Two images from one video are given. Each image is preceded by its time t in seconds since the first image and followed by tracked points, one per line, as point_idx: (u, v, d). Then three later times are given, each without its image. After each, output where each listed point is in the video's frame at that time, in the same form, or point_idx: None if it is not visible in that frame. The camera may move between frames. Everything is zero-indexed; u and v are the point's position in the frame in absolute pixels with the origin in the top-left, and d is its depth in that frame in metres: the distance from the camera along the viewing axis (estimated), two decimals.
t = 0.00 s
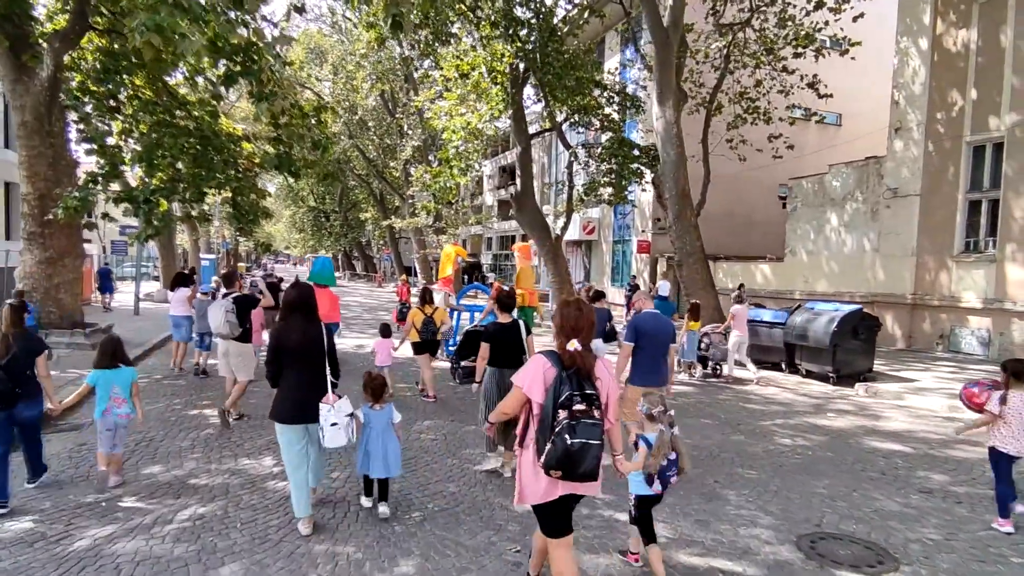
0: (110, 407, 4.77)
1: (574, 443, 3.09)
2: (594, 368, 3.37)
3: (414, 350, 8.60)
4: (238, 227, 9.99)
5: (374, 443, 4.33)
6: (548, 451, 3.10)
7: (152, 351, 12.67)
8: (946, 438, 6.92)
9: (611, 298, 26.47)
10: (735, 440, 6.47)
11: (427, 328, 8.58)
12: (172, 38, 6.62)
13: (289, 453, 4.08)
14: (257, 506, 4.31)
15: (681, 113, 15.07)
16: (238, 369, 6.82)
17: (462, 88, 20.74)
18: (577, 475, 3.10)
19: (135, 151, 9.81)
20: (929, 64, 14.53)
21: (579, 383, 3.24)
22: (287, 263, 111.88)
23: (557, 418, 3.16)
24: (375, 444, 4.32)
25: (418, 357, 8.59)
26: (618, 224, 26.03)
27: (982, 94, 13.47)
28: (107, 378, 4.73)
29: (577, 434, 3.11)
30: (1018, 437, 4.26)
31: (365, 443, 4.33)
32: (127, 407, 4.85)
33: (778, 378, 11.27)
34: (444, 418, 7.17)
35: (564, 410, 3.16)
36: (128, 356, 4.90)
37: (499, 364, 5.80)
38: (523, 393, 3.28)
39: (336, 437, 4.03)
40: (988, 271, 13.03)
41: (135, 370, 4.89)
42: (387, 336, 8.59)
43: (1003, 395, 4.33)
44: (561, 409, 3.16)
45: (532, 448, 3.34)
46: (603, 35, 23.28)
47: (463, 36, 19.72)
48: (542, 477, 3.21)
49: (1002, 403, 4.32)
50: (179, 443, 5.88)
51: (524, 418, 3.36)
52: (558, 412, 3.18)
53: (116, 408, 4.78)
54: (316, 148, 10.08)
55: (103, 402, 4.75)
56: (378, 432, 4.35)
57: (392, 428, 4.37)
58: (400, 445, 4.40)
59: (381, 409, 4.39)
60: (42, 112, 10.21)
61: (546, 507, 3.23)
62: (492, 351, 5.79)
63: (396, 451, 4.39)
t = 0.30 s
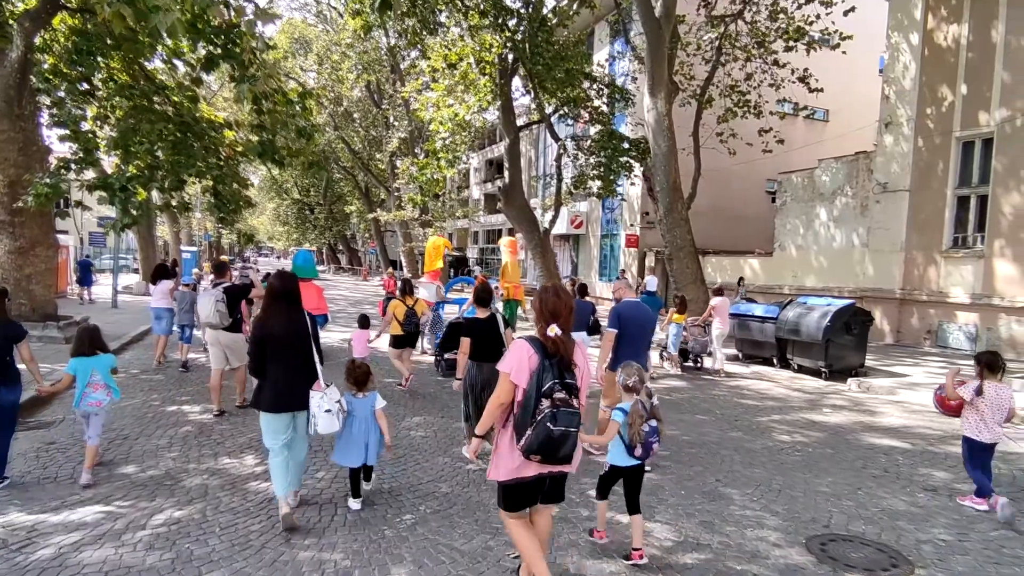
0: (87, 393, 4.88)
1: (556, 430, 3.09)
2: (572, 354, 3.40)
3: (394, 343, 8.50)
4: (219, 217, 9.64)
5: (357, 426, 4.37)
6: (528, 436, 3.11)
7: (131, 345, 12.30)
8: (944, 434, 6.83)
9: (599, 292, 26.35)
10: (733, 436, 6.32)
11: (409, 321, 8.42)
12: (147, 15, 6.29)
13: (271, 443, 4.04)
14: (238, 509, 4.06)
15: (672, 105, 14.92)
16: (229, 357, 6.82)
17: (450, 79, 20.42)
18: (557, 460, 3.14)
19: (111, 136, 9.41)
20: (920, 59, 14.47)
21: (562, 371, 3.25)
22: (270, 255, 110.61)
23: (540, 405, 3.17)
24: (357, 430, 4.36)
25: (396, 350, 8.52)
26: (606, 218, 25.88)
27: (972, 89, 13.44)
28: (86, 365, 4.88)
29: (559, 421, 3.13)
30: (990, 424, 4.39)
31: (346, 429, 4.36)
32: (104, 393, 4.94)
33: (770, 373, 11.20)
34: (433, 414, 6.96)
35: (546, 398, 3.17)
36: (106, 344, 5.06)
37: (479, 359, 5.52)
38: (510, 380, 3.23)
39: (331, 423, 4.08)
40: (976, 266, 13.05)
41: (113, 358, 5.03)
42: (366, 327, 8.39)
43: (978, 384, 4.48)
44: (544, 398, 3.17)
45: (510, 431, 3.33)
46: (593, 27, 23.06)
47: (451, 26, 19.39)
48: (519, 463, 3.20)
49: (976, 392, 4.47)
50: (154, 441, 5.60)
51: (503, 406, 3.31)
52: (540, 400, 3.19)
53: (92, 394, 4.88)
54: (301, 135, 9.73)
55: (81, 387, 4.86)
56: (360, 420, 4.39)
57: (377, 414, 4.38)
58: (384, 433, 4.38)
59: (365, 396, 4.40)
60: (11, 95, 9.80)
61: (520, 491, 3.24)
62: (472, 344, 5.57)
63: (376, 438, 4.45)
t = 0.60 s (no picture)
0: (69, 384, 4.86)
1: (538, 416, 3.17)
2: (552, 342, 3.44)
3: (372, 337, 8.27)
4: (202, 209, 9.27)
5: (347, 426, 4.33)
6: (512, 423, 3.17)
7: (110, 340, 11.92)
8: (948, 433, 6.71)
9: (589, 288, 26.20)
10: (737, 437, 6.14)
11: (390, 314, 8.21)
12: None
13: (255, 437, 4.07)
14: (220, 519, 3.80)
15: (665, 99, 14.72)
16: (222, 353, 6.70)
17: (439, 72, 20.08)
18: (541, 447, 3.20)
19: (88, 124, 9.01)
20: (914, 54, 14.33)
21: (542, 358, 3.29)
22: (257, 250, 109.50)
23: (521, 393, 3.25)
24: (351, 425, 4.32)
25: (375, 344, 8.29)
26: (597, 214, 25.71)
27: (966, 85, 13.36)
28: (64, 356, 4.84)
29: (541, 408, 3.20)
30: (969, 414, 4.54)
31: (340, 425, 4.31)
32: (87, 384, 4.93)
33: (766, 370, 11.08)
34: (426, 413, 6.72)
35: (527, 386, 3.25)
36: (85, 334, 5.00)
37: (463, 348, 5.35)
38: (495, 371, 3.27)
39: (320, 415, 4.02)
40: (969, 263, 13.00)
41: (94, 348, 5.01)
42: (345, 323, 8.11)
43: (959, 376, 4.58)
44: (526, 386, 3.25)
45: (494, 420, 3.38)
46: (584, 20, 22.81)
47: (441, 17, 19.05)
48: (504, 450, 3.30)
49: (956, 381, 4.60)
50: (132, 444, 5.30)
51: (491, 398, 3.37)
52: (522, 388, 3.27)
53: (75, 385, 4.87)
54: (286, 124, 9.38)
55: (62, 379, 4.84)
56: (354, 414, 4.35)
57: (369, 411, 4.38)
58: (376, 427, 4.40)
59: (359, 392, 4.37)
60: None
61: (505, 477, 3.34)
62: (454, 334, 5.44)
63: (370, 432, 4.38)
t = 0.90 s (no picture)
0: (60, 385, 4.91)
1: (508, 412, 3.21)
2: (533, 341, 3.47)
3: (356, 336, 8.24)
4: (193, 207, 8.97)
5: (343, 430, 4.16)
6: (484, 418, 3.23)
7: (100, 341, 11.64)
8: (962, 439, 6.53)
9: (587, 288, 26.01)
10: (747, 443, 5.95)
11: (370, 314, 8.19)
12: None
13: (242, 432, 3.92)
14: (208, 537, 3.55)
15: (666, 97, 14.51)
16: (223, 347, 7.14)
17: (435, 69, 19.80)
18: (512, 442, 3.24)
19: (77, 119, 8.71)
20: (917, 52, 14.17)
21: (519, 357, 3.33)
22: (252, 249, 108.96)
23: (495, 389, 3.31)
24: (344, 430, 4.15)
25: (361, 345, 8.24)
26: (594, 214, 25.52)
27: (971, 83, 13.19)
28: (59, 355, 4.88)
29: (512, 405, 3.24)
30: (955, 409, 4.59)
31: (330, 430, 4.15)
32: (78, 386, 4.98)
33: (770, 373, 10.89)
34: (425, 418, 6.49)
35: (501, 382, 3.29)
36: (83, 337, 5.05)
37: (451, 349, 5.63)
38: (469, 366, 3.33)
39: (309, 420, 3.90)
40: (973, 263, 12.84)
41: (86, 350, 5.03)
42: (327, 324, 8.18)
43: (940, 372, 4.68)
44: (500, 382, 3.29)
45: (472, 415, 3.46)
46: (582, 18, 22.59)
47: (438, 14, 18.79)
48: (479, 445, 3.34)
49: (938, 378, 4.69)
50: (117, 453, 5.03)
51: (469, 390, 3.46)
52: (496, 384, 3.32)
53: (66, 387, 4.92)
54: (280, 120, 9.11)
55: (55, 380, 4.90)
56: (345, 419, 4.16)
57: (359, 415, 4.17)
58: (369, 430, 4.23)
59: (348, 397, 4.18)
60: None
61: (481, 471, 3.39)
62: (445, 337, 5.66)
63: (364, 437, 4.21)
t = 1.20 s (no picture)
0: (61, 380, 5.00)
1: (508, 407, 3.17)
2: (538, 341, 3.44)
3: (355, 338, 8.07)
4: (194, 207, 8.72)
5: (341, 423, 4.19)
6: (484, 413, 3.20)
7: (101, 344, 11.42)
8: (996, 447, 6.24)
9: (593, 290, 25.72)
10: (774, 451, 5.67)
11: (370, 316, 8.04)
12: None
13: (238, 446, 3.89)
14: (206, 559, 3.30)
15: (677, 94, 14.25)
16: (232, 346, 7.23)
17: (441, 69, 19.59)
18: (513, 439, 3.16)
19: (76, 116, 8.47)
20: (934, 48, 13.88)
21: (521, 353, 3.30)
22: (256, 252, 109.02)
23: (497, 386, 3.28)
24: (340, 422, 4.18)
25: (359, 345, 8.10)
26: (601, 214, 25.26)
27: (990, 79, 12.88)
28: (60, 350, 5.02)
29: (513, 401, 3.19)
30: (968, 413, 4.62)
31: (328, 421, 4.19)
32: (76, 381, 5.06)
33: (787, 376, 10.60)
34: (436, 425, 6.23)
35: (503, 378, 3.26)
36: (84, 333, 5.19)
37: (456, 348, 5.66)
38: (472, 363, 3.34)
39: (277, 424, 3.83)
40: (993, 263, 12.51)
41: (88, 346, 5.18)
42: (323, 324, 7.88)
43: (960, 377, 4.59)
44: (502, 377, 3.26)
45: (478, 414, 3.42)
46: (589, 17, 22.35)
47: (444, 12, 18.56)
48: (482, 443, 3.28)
49: (958, 383, 4.62)
50: (112, 463, 4.77)
51: (475, 387, 3.48)
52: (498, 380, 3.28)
53: (65, 381, 5.01)
54: (283, 117, 8.86)
55: (55, 374, 4.99)
56: (343, 410, 4.19)
57: (357, 404, 4.19)
58: (364, 422, 4.19)
59: (347, 388, 4.23)
60: None
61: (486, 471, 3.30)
62: (449, 336, 5.56)
63: (360, 431, 4.23)
